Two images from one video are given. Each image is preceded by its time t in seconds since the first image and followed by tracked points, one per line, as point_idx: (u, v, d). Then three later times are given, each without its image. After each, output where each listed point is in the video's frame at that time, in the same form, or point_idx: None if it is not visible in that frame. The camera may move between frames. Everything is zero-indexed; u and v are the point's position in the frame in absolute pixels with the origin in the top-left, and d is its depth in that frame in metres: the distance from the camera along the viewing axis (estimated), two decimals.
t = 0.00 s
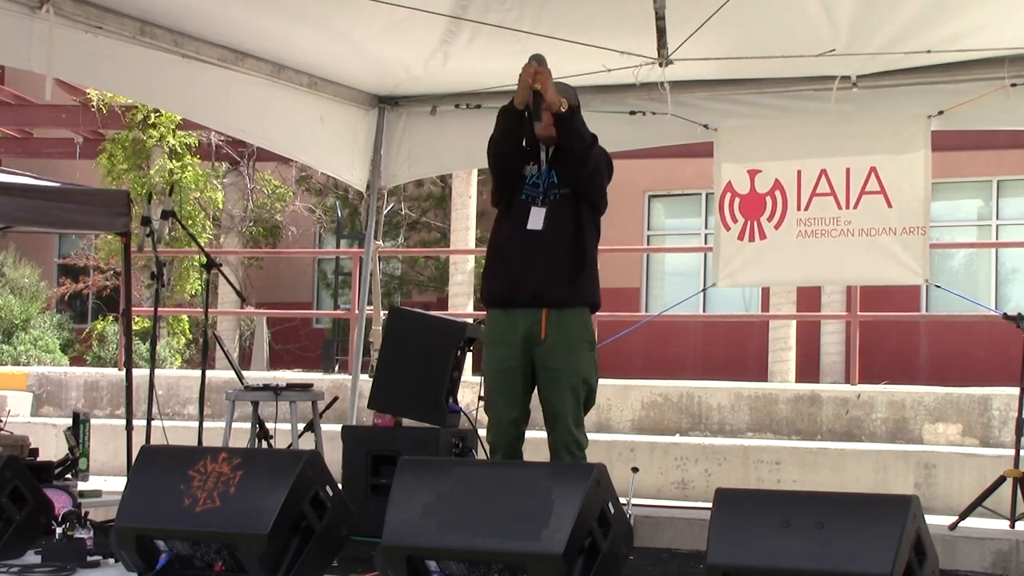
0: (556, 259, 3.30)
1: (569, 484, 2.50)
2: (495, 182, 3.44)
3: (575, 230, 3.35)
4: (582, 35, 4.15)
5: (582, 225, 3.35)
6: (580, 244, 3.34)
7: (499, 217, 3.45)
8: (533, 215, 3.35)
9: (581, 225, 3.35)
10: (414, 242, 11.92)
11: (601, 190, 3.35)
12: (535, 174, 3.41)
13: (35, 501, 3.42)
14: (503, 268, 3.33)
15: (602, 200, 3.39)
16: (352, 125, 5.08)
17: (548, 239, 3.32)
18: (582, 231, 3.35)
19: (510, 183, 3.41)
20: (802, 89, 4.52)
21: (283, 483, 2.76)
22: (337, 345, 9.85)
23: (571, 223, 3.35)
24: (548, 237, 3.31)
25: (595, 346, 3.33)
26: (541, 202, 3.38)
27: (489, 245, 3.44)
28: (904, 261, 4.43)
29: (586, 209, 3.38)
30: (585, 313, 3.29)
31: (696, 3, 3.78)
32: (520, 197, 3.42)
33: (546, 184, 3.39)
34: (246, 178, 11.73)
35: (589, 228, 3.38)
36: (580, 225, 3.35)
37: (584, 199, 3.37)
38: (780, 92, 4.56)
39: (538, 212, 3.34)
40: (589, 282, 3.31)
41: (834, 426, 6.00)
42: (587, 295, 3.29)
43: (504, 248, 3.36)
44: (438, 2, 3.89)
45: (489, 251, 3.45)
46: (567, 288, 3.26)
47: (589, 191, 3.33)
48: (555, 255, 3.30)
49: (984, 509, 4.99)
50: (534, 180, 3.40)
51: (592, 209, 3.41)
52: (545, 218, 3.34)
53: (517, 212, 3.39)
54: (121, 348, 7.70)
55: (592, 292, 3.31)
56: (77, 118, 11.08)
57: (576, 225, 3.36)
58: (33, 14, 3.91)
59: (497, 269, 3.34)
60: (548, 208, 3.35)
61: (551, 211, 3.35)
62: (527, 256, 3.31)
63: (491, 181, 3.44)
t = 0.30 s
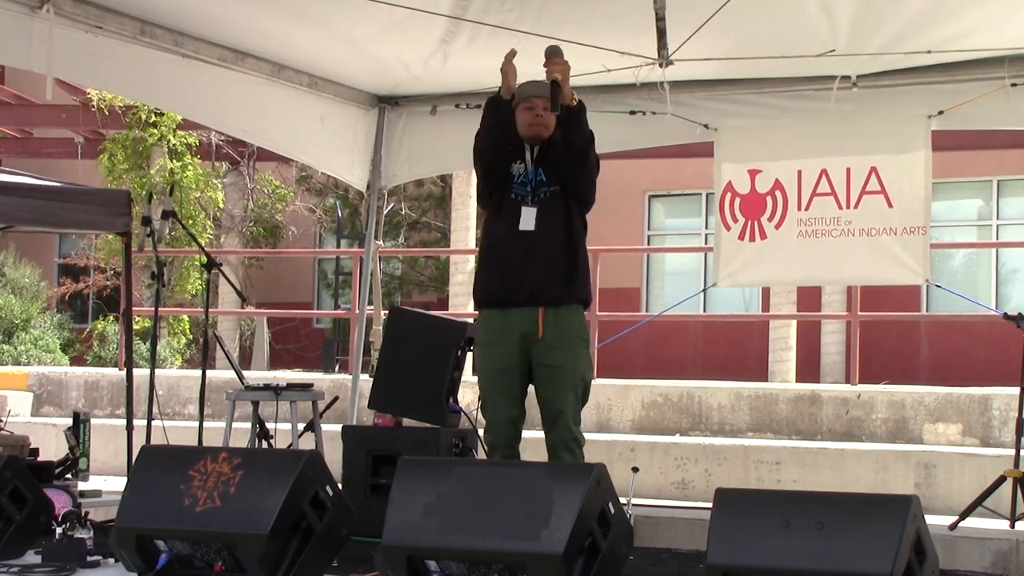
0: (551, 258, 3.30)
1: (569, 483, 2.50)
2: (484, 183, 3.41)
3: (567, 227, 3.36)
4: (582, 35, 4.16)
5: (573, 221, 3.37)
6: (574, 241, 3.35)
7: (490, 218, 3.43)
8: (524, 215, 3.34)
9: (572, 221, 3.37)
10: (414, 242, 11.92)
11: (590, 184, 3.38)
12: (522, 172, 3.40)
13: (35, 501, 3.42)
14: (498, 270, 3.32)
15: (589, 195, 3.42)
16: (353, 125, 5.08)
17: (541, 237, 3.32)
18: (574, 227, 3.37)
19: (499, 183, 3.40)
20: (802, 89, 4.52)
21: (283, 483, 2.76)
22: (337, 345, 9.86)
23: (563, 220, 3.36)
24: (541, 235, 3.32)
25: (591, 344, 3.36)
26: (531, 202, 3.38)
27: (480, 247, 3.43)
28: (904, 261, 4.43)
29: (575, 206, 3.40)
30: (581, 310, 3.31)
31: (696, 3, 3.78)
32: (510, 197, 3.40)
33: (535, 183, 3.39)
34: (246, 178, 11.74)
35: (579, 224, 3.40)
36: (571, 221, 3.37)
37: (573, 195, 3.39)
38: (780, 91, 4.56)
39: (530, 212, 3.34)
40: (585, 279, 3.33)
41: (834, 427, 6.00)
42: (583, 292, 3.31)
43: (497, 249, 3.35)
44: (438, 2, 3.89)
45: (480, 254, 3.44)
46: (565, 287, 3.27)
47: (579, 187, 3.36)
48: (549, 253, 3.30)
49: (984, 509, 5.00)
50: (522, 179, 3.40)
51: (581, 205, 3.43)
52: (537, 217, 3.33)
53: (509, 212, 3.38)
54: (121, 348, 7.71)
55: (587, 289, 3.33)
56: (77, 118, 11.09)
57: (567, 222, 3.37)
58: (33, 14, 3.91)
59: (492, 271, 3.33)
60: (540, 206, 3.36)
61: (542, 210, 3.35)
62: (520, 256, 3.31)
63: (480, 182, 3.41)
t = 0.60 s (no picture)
0: (548, 258, 3.30)
1: (569, 483, 2.50)
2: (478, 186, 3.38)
3: (564, 226, 3.37)
4: (582, 35, 4.16)
5: (569, 221, 3.38)
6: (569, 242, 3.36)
7: (485, 220, 3.41)
8: (520, 216, 3.34)
9: (568, 222, 3.38)
10: (414, 242, 11.92)
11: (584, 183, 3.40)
12: (517, 173, 3.40)
13: (35, 501, 3.42)
14: (496, 271, 3.31)
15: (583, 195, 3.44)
16: (352, 124, 5.08)
17: (538, 238, 3.32)
18: (570, 227, 3.38)
19: (495, 185, 3.37)
20: (802, 89, 4.53)
21: (283, 483, 2.76)
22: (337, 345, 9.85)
23: (559, 220, 3.37)
24: (539, 235, 3.32)
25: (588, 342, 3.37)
26: (527, 202, 3.37)
27: (477, 252, 3.40)
28: (904, 261, 4.43)
29: (571, 207, 3.42)
30: (578, 310, 3.32)
31: (696, 3, 3.78)
32: (506, 198, 3.39)
33: (530, 184, 3.39)
34: (246, 178, 11.75)
35: (574, 224, 3.42)
36: (568, 221, 3.38)
37: (568, 196, 3.40)
38: (781, 91, 4.56)
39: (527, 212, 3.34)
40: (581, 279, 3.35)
41: (834, 426, 6.00)
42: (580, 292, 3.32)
43: (494, 250, 3.34)
44: (438, 2, 3.89)
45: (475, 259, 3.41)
46: (564, 286, 3.28)
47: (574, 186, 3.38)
48: (546, 254, 3.31)
49: (985, 509, 5.00)
50: (517, 180, 3.39)
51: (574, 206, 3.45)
52: (534, 217, 3.34)
53: (506, 214, 3.37)
54: (121, 347, 7.70)
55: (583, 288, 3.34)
56: (77, 118, 11.08)
57: (564, 222, 3.38)
58: (33, 14, 3.91)
59: (490, 272, 3.32)
60: (536, 207, 3.36)
61: (539, 210, 3.35)
62: (519, 257, 3.30)
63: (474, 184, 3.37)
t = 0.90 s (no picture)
0: (546, 260, 3.31)
1: (569, 484, 2.50)
2: (475, 189, 3.36)
3: (562, 229, 3.39)
4: (582, 35, 4.16)
5: (566, 224, 3.40)
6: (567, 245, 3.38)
7: (482, 224, 3.40)
8: (519, 220, 3.33)
9: (565, 225, 3.40)
10: (414, 242, 11.93)
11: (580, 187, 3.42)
12: (514, 176, 3.40)
13: (35, 501, 3.41)
14: (495, 274, 3.31)
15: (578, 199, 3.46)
16: (352, 125, 5.09)
17: (536, 240, 3.32)
18: (568, 230, 3.39)
19: (493, 188, 3.36)
20: (802, 89, 4.53)
21: (283, 484, 2.76)
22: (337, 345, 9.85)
23: (557, 223, 3.38)
24: (537, 238, 3.32)
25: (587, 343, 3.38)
26: (524, 205, 3.37)
27: (473, 257, 3.39)
28: (904, 261, 4.42)
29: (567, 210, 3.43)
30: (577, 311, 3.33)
31: (696, 3, 3.78)
32: (504, 201, 3.38)
33: (527, 187, 3.39)
34: (246, 179, 11.75)
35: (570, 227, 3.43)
36: (565, 224, 3.40)
37: (564, 200, 3.42)
38: (781, 92, 4.56)
39: (525, 215, 3.34)
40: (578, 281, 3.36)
41: (834, 427, 6.00)
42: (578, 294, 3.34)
43: (492, 253, 3.33)
44: (438, 2, 3.89)
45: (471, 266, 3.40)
46: (563, 288, 3.29)
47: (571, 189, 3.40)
48: (544, 256, 3.31)
49: (985, 510, 5.00)
50: (514, 184, 3.39)
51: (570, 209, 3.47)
52: (532, 220, 3.34)
53: (504, 217, 3.36)
54: (121, 348, 7.71)
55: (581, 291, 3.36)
56: (77, 118, 11.08)
57: (561, 225, 3.39)
58: (33, 14, 3.90)
59: (489, 276, 3.31)
60: (535, 210, 3.36)
61: (537, 213, 3.36)
62: (518, 259, 3.30)
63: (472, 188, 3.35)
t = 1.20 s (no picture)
0: (545, 257, 3.31)
1: (568, 484, 2.50)
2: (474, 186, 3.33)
3: (561, 227, 3.40)
4: (581, 35, 4.16)
5: (564, 222, 3.41)
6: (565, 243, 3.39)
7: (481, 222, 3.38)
8: (519, 217, 3.33)
9: (564, 222, 3.41)
10: (414, 242, 11.93)
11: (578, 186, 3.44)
12: (513, 174, 3.39)
13: (35, 501, 3.41)
14: (494, 272, 3.30)
15: (575, 197, 3.48)
16: (352, 125, 5.08)
17: (535, 238, 3.32)
18: (566, 228, 3.41)
19: (493, 185, 3.35)
20: (802, 89, 4.52)
21: (283, 484, 2.76)
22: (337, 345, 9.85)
23: (556, 221, 3.39)
24: (537, 235, 3.32)
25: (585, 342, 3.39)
26: (524, 202, 3.37)
27: (472, 255, 3.37)
28: (904, 261, 4.43)
29: (565, 209, 3.45)
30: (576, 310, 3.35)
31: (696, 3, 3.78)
32: (503, 199, 3.37)
33: (525, 185, 3.39)
34: (246, 178, 11.75)
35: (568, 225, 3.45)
36: (564, 221, 3.41)
37: (562, 198, 3.44)
38: (781, 91, 4.56)
39: (525, 213, 3.34)
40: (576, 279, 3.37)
41: (834, 427, 6.00)
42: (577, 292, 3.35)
43: (492, 251, 3.32)
44: (437, 2, 3.89)
45: (469, 263, 3.39)
46: (562, 286, 3.30)
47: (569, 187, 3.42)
48: (544, 254, 3.32)
49: (984, 510, 5.00)
50: (513, 180, 3.38)
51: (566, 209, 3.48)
52: (532, 218, 3.34)
53: (503, 215, 3.35)
54: (121, 347, 7.70)
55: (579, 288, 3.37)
56: (77, 118, 11.07)
57: (560, 223, 3.40)
58: (33, 14, 3.90)
59: (489, 273, 3.30)
60: (534, 208, 3.36)
61: (537, 211, 3.36)
62: (518, 257, 3.29)
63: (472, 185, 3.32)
